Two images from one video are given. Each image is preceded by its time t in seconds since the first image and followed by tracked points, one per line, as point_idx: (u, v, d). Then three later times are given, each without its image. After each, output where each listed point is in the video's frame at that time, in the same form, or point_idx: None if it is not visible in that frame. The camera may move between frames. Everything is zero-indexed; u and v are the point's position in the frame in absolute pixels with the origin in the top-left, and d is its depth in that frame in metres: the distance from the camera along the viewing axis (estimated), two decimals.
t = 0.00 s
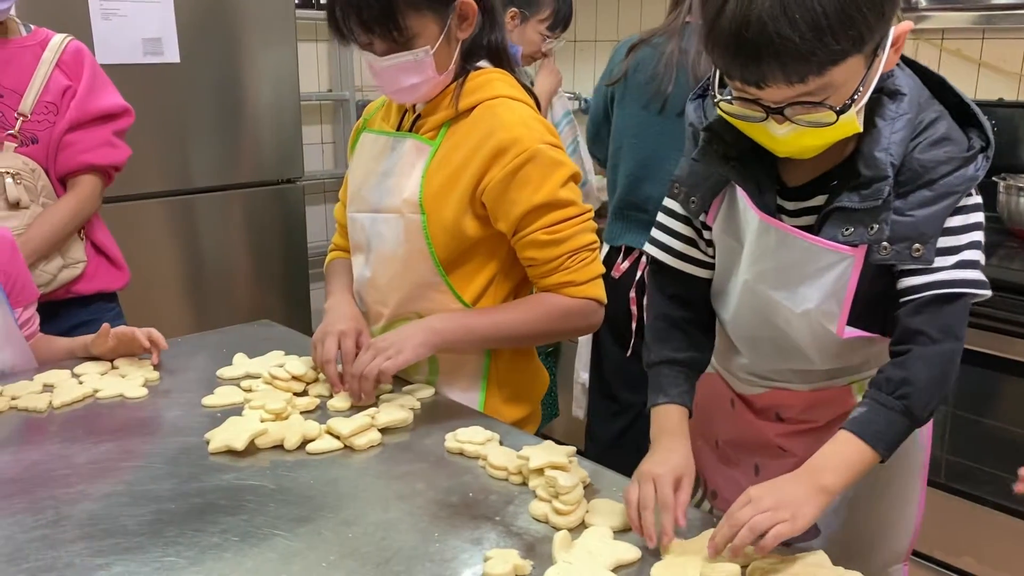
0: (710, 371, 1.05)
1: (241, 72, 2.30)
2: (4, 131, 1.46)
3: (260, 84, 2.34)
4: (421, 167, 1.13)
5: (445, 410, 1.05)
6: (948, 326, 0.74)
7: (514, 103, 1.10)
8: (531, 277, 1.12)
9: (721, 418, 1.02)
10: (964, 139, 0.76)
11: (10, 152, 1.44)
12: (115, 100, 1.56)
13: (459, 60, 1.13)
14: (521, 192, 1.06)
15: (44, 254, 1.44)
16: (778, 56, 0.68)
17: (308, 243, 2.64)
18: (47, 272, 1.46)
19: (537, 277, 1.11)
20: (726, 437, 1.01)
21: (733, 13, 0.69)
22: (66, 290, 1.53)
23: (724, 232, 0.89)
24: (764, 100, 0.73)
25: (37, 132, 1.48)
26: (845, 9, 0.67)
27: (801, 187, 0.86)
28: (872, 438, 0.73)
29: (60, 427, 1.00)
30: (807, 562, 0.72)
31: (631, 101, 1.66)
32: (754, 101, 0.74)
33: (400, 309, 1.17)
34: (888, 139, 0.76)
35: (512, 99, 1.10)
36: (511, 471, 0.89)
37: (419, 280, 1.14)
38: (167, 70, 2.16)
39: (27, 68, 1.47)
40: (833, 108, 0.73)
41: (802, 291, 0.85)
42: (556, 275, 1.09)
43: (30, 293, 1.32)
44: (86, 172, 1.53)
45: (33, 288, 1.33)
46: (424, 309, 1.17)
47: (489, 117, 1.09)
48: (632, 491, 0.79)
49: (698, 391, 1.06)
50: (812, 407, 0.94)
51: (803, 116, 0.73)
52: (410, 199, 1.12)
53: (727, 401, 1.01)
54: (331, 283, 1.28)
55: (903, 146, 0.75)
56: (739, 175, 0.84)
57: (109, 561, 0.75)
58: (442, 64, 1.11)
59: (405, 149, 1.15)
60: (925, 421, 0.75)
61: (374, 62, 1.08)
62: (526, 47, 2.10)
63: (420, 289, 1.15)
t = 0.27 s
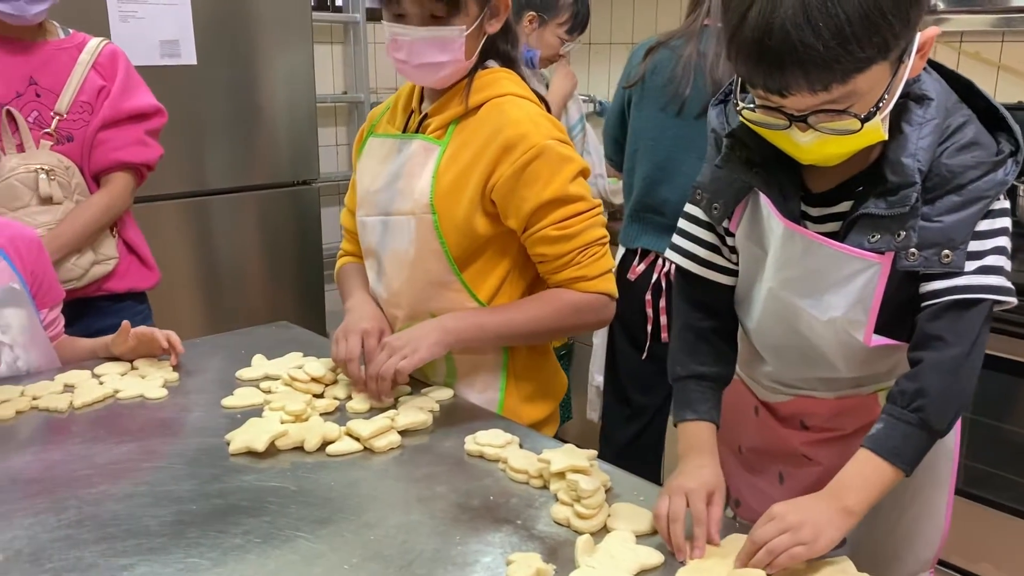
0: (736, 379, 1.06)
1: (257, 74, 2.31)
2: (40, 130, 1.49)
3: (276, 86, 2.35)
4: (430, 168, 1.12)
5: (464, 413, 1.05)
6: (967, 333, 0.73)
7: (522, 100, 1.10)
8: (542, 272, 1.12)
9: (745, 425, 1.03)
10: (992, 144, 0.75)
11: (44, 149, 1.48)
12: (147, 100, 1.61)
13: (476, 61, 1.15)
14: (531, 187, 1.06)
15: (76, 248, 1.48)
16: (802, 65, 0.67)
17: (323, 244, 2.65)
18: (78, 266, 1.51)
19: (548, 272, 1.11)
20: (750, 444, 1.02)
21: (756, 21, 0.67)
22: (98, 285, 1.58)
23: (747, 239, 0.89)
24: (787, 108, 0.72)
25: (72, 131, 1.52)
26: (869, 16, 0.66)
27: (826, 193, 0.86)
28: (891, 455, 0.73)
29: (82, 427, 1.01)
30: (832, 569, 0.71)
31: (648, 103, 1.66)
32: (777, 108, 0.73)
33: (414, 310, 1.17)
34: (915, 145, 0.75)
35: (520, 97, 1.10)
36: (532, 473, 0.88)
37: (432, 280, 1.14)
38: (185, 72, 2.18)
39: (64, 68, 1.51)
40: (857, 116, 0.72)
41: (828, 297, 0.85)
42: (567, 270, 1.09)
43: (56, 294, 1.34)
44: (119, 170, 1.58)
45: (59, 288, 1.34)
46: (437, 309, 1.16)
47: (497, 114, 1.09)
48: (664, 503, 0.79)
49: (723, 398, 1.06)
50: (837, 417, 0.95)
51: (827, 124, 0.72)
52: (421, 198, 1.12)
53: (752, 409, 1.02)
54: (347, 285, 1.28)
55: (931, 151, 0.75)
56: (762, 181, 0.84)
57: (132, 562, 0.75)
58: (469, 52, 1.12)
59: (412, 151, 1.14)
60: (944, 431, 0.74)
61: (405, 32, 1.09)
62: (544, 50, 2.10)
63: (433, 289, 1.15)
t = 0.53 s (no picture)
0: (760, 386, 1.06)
1: (278, 78, 2.32)
2: (104, 130, 1.61)
3: (296, 90, 2.37)
4: (452, 171, 1.13)
5: (487, 417, 1.05)
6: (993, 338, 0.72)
7: (543, 105, 1.10)
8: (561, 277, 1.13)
9: (770, 433, 1.03)
10: None
11: (108, 149, 1.60)
12: (201, 104, 1.73)
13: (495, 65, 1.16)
14: (551, 191, 1.07)
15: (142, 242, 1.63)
16: (829, 70, 0.67)
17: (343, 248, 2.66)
18: (141, 261, 1.65)
19: (567, 276, 1.11)
20: (775, 452, 1.03)
21: (783, 25, 0.67)
22: (152, 281, 1.71)
23: (774, 243, 0.89)
24: (815, 112, 0.72)
25: (133, 131, 1.64)
26: (898, 19, 0.66)
27: (853, 198, 0.85)
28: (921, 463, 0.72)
29: (108, 428, 1.02)
30: None
31: (669, 107, 1.66)
32: (805, 112, 0.73)
33: (436, 314, 1.17)
34: (944, 149, 0.75)
35: (541, 101, 1.11)
36: (555, 478, 0.88)
37: (454, 284, 1.14)
38: (208, 76, 2.19)
39: (124, 72, 1.64)
40: (886, 120, 0.72)
41: (854, 304, 0.85)
42: (586, 275, 1.09)
43: (87, 300, 1.35)
44: (177, 169, 1.70)
45: (89, 296, 1.35)
46: (460, 313, 1.16)
47: (517, 119, 1.09)
48: (698, 502, 0.79)
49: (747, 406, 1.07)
50: (863, 424, 0.95)
51: (855, 128, 0.72)
52: (442, 202, 1.12)
53: (777, 417, 1.02)
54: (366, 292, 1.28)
55: (961, 156, 0.75)
56: (789, 186, 0.84)
57: (160, 562, 0.76)
58: (478, 49, 1.12)
59: (432, 157, 1.14)
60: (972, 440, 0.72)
61: (411, 33, 1.10)
62: (563, 54, 2.13)
63: (455, 293, 1.15)
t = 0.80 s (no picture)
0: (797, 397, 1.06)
1: (304, 84, 2.34)
2: (158, 133, 1.63)
3: (322, 96, 2.39)
4: (481, 178, 1.13)
5: (513, 422, 1.05)
6: None
7: (573, 112, 1.10)
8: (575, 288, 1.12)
9: (807, 443, 1.03)
10: None
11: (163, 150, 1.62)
12: (252, 112, 1.76)
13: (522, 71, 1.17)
14: (574, 198, 1.07)
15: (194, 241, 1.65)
16: (865, 79, 0.66)
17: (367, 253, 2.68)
18: (191, 259, 1.67)
19: (581, 287, 1.10)
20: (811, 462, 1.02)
21: (816, 36, 0.66)
22: (199, 280, 1.72)
23: (811, 253, 0.88)
24: (850, 121, 0.71)
25: (187, 135, 1.67)
26: (934, 28, 0.65)
27: (889, 207, 0.85)
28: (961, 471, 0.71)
29: (139, 429, 1.03)
30: None
31: (695, 113, 1.65)
32: (840, 121, 0.72)
33: (463, 318, 1.18)
34: (982, 155, 0.74)
35: (570, 108, 1.10)
36: (583, 484, 0.88)
37: (483, 289, 1.15)
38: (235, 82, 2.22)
39: (180, 78, 1.66)
40: (922, 128, 0.71)
41: (891, 314, 0.84)
42: (600, 286, 1.08)
43: (121, 307, 1.38)
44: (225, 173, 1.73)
45: (124, 303, 1.38)
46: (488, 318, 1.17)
47: (546, 126, 1.09)
48: (738, 512, 0.78)
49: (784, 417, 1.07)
50: (902, 434, 0.95)
51: (891, 136, 0.72)
52: (471, 208, 1.13)
53: (815, 426, 1.02)
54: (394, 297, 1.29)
55: (999, 162, 0.74)
56: (825, 194, 0.83)
57: (192, 562, 0.76)
58: (496, 55, 1.12)
59: (463, 163, 1.15)
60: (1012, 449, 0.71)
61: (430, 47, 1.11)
62: (592, 50, 2.11)
63: (483, 297, 1.15)
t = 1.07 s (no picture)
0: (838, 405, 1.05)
1: (337, 91, 2.37)
2: (207, 139, 1.66)
3: (354, 103, 2.41)
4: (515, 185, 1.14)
5: (547, 428, 1.05)
6: None
7: (603, 119, 1.09)
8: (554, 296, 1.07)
9: (849, 453, 1.02)
10: None
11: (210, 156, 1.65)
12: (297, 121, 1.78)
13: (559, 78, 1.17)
14: (580, 199, 1.05)
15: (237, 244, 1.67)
16: (911, 89, 0.65)
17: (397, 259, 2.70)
18: (233, 260, 1.69)
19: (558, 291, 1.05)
20: (853, 472, 1.02)
21: (860, 47, 0.65)
22: (241, 282, 1.74)
23: (856, 262, 0.87)
24: (896, 131, 0.71)
25: (234, 142, 1.69)
26: (982, 38, 0.64)
27: (935, 216, 0.84)
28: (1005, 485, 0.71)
29: (178, 431, 1.04)
30: None
31: (729, 120, 1.65)
32: (885, 132, 0.71)
33: (496, 324, 1.18)
34: None
35: (602, 116, 1.09)
36: (618, 491, 0.88)
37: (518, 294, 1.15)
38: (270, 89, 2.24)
39: (229, 88, 1.69)
40: (970, 137, 0.70)
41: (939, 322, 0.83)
42: (571, 291, 1.03)
43: (160, 308, 1.40)
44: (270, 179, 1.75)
45: (161, 304, 1.40)
46: (520, 324, 1.17)
47: (576, 133, 1.08)
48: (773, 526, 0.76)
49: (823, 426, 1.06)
50: (947, 446, 0.94)
51: (937, 146, 0.71)
52: (505, 213, 1.13)
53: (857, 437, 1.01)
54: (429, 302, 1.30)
55: None
56: (870, 203, 0.82)
57: (232, 563, 0.77)
58: (533, 64, 1.12)
59: (500, 168, 1.16)
60: None
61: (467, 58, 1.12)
62: (625, 51, 2.12)
63: (517, 303, 1.16)
